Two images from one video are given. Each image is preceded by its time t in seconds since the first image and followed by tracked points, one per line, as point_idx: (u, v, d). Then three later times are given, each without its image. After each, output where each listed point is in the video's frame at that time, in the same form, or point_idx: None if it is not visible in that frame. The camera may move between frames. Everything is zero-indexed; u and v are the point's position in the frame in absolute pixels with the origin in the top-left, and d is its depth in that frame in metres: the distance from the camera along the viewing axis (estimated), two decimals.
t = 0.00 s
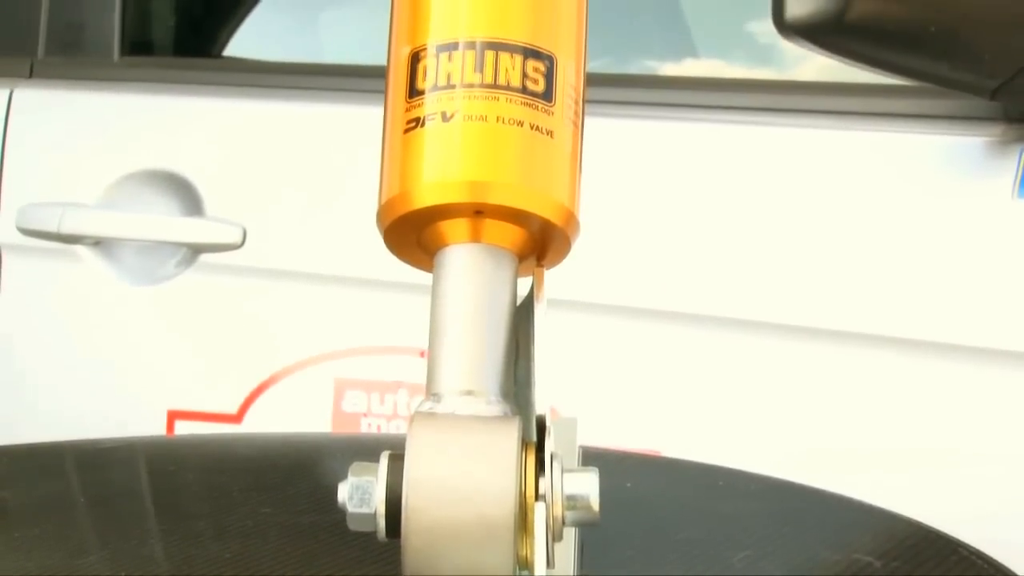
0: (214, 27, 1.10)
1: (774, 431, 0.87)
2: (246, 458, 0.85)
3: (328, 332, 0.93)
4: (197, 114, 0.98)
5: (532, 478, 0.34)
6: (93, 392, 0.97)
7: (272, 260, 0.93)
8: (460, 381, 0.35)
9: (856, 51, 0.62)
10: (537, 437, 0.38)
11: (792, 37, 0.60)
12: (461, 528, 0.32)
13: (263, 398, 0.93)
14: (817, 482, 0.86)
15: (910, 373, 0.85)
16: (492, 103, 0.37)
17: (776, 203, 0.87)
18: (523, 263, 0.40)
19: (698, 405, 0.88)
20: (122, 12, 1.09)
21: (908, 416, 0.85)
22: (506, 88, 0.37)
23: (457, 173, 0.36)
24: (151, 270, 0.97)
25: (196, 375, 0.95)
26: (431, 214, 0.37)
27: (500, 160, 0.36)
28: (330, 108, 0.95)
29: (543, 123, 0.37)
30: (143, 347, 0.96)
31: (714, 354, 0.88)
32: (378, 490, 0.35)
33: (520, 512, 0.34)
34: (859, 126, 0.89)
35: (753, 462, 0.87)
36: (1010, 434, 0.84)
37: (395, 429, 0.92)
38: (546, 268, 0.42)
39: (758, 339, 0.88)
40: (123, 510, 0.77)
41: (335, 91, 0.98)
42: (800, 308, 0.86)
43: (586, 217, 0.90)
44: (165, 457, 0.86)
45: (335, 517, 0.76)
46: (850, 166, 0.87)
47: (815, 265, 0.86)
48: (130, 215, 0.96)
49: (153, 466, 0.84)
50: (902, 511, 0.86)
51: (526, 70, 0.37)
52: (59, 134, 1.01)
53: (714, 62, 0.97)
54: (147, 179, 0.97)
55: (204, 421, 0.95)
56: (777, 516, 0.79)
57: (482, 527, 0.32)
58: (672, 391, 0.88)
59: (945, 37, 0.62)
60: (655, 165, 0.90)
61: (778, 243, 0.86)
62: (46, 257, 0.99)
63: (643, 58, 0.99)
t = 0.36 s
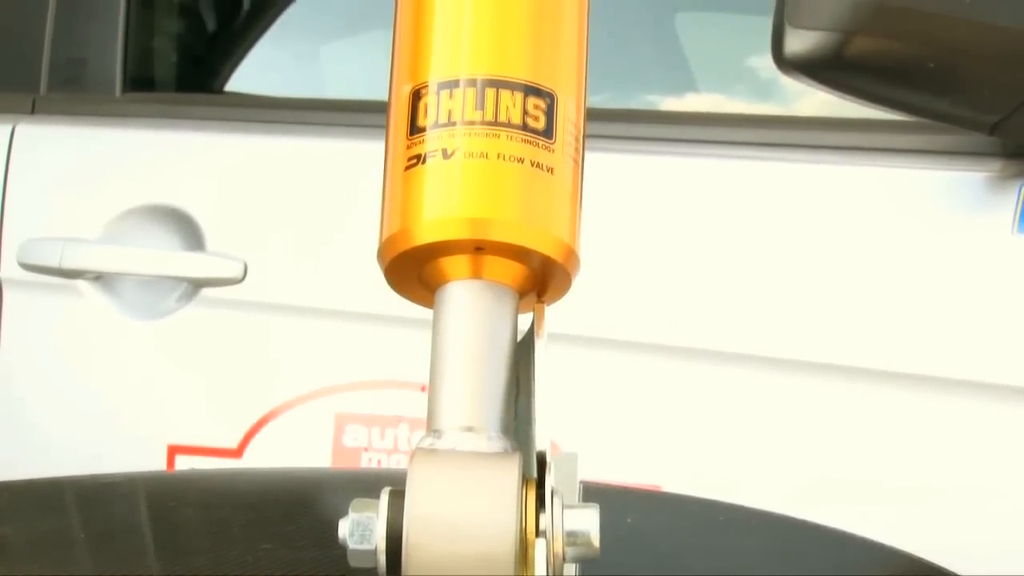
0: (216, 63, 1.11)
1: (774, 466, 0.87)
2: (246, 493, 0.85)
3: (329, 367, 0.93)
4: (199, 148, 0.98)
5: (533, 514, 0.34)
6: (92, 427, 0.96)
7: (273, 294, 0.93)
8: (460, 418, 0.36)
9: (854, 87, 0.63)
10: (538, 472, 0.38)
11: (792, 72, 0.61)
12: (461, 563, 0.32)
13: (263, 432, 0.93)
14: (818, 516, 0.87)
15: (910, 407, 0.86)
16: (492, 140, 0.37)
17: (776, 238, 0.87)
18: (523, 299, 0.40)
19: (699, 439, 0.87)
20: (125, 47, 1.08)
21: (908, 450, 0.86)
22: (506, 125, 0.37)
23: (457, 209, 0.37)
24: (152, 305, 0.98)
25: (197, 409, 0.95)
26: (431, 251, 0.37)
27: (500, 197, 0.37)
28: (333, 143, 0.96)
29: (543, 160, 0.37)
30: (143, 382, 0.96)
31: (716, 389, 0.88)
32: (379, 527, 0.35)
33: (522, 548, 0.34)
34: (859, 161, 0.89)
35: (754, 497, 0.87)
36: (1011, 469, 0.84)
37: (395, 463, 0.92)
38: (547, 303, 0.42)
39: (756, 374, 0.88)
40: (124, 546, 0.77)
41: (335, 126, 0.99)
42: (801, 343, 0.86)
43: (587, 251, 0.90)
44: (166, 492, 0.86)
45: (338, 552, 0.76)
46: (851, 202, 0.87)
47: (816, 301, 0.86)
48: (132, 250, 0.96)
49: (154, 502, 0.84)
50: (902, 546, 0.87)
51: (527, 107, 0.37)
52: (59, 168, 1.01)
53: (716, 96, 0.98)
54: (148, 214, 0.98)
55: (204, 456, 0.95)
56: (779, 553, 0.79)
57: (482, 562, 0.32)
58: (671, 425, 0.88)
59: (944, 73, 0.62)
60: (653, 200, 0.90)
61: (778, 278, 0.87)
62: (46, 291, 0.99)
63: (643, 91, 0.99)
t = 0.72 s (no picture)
0: (216, 95, 1.11)
1: (774, 498, 0.86)
2: (246, 526, 0.85)
3: (330, 399, 0.93)
4: (201, 181, 0.98)
5: (532, 548, 0.34)
6: (91, 459, 0.96)
7: (274, 325, 0.93)
8: (461, 451, 0.36)
9: (856, 118, 0.63)
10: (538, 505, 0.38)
11: (792, 105, 0.61)
12: None
13: (263, 465, 0.93)
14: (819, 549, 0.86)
15: (910, 438, 0.86)
16: (492, 174, 0.37)
17: (776, 270, 0.87)
18: (524, 332, 0.40)
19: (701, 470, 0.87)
20: (127, 81, 1.09)
21: (908, 481, 0.86)
22: (506, 159, 0.37)
23: (457, 243, 0.37)
24: (153, 337, 0.97)
25: (197, 440, 0.95)
26: (431, 284, 0.38)
27: (500, 231, 0.37)
28: (335, 175, 0.96)
29: (543, 194, 0.38)
30: (143, 414, 0.96)
31: (716, 421, 0.88)
32: (379, 561, 0.35)
33: None
34: (858, 194, 0.90)
35: (755, 529, 0.87)
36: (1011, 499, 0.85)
37: (396, 495, 0.92)
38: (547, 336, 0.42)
39: (756, 406, 0.87)
40: None
41: (335, 158, 0.99)
42: (801, 375, 0.86)
43: (586, 283, 0.90)
44: (165, 525, 0.85)
45: None
46: (851, 232, 0.88)
47: (817, 333, 0.86)
48: (133, 282, 0.96)
49: (152, 535, 0.84)
50: None
51: (527, 141, 0.38)
52: (60, 201, 1.01)
53: (716, 129, 0.98)
54: (150, 246, 0.98)
55: (204, 487, 0.94)
56: None
57: None
58: (673, 457, 0.87)
59: (944, 107, 0.63)
60: (653, 231, 0.90)
61: (778, 310, 0.87)
62: (45, 324, 0.99)
63: (643, 123, 1.00)
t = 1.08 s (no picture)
0: (217, 125, 1.11)
1: (776, 530, 0.86)
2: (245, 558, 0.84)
3: (329, 431, 0.92)
4: (203, 214, 0.99)
5: None
6: (91, 492, 0.96)
7: (276, 357, 0.94)
8: (462, 484, 0.35)
9: (856, 150, 0.63)
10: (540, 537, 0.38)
11: (792, 137, 0.61)
12: None
13: (263, 496, 0.93)
14: None
15: (911, 471, 0.86)
16: (493, 208, 0.37)
17: (776, 301, 0.88)
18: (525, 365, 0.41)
19: (701, 502, 0.87)
20: (128, 112, 1.08)
21: (910, 514, 0.85)
22: (507, 193, 0.37)
23: (458, 276, 0.37)
24: (154, 368, 0.97)
25: (197, 473, 0.94)
26: (432, 318, 0.38)
27: (500, 265, 0.37)
28: (336, 208, 0.96)
29: (544, 228, 0.38)
30: (143, 446, 0.95)
31: (718, 451, 0.87)
32: None
33: None
34: (857, 226, 0.90)
35: (757, 562, 0.86)
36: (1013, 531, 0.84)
37: (396, 527, 0.91)
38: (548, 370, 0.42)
39: (756, 436, 0.87)
40: None
41: (336, 190, 1.00)
42: (802, 406, 0.86)
43: (587, 315, 0.90)
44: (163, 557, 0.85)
45: None
46: (851, 263, 0.88)
47: (817, 363, 0.87)
48: (134, 312, 0.96)
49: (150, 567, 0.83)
50: None
51: (528, 175, 0.38)
52: (62, 234, 1.01)
53: (717, 161, 0.98)
54: (151, 278, 0.98)
55: (205, 520, 0.94)
56: None
57: None
58: (673, 486, 0.87)
59: (943, 138, 0.64)
60: (653, 262, 0.90)
61: (778, 342, 0.87)
62: (47, 356, 0.99)
63: (644, 155, 1.00)
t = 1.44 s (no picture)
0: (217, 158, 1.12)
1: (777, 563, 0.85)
2: None
3: (329, 464, 0.92)
4: (205, 246, 0.99)
5: None
6: (88, 526, 0.95)
7: (277, 389, 0.94)
8: (462, 518, 0.35)
9: (855, 184, 0.63)
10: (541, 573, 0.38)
11: (791, 172, 0.61)
12: None
13: (263, 529, 0.92)
14: None
15: (912, 504, 0.86)
16: (494, 242, 0.37)
17: (776, 334, 0.88)
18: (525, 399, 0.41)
19: (702, 535, 0.86)
20: (131, 145, 1.09)
21: (911, 546, 0.85)
22: (507, 227, 0.38)
23: (458, 310, 0.37)
24: (155, 401, 0.97)
25: (195, 506, 0.93)
26: (432, 352, 0.38)
27: (501, 299, 0.37)
28: (338, 240, 0.97)
29: (544, 261, 0.38)
30: (141, 480, 0.95)
31: (716, 483, 0.87)
32: None
33: None
34: (857, 258, 0.90)
35: None
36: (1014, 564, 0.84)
37: (397, 560, 0.91)
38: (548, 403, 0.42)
39: (756, 468, 0.87)
40: None
41: (336, 222, 1.00)
42: (803, 438, 0.86)
43: (586, 348, 0.90)
44: None
45: None
46: (851, 294, 0.88)
47: (817, 395, 0.86)
48: (134, 344, 0.97)
49: None
50: None
51: (528, 210, 0.38)
52: (62, 267, 1.01)
53: (720, 194, 0.99)
54: (152, 312, 0.98)
55: (205, 553, 0.93)
56: None
57: None
58: (677, 522, 0.86)
59: (943, 170, 0.63)
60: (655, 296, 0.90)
61: (779, 374, 0.87)
62: (46, 389, 0.99)
63: (646, 187, 1.00)
